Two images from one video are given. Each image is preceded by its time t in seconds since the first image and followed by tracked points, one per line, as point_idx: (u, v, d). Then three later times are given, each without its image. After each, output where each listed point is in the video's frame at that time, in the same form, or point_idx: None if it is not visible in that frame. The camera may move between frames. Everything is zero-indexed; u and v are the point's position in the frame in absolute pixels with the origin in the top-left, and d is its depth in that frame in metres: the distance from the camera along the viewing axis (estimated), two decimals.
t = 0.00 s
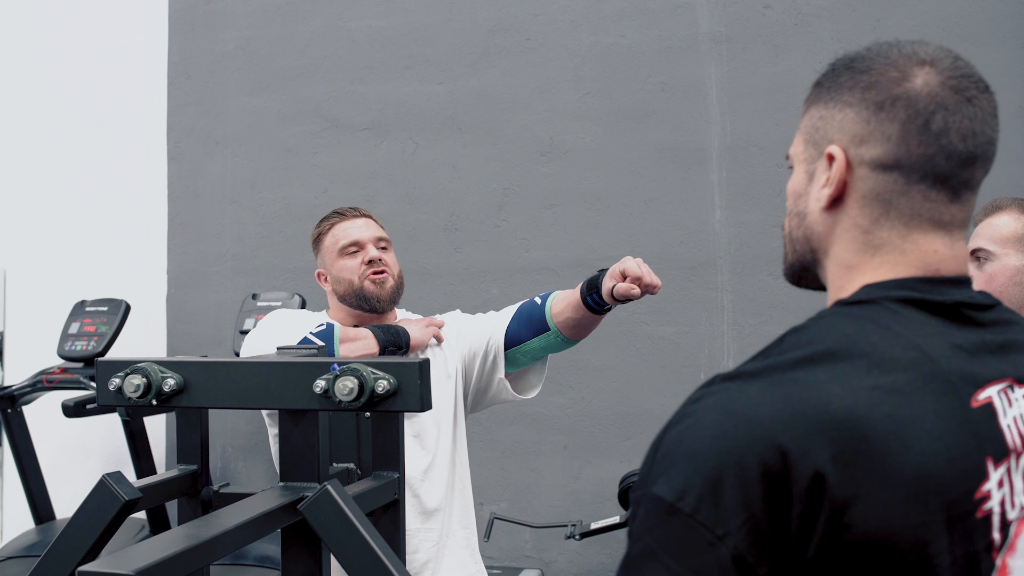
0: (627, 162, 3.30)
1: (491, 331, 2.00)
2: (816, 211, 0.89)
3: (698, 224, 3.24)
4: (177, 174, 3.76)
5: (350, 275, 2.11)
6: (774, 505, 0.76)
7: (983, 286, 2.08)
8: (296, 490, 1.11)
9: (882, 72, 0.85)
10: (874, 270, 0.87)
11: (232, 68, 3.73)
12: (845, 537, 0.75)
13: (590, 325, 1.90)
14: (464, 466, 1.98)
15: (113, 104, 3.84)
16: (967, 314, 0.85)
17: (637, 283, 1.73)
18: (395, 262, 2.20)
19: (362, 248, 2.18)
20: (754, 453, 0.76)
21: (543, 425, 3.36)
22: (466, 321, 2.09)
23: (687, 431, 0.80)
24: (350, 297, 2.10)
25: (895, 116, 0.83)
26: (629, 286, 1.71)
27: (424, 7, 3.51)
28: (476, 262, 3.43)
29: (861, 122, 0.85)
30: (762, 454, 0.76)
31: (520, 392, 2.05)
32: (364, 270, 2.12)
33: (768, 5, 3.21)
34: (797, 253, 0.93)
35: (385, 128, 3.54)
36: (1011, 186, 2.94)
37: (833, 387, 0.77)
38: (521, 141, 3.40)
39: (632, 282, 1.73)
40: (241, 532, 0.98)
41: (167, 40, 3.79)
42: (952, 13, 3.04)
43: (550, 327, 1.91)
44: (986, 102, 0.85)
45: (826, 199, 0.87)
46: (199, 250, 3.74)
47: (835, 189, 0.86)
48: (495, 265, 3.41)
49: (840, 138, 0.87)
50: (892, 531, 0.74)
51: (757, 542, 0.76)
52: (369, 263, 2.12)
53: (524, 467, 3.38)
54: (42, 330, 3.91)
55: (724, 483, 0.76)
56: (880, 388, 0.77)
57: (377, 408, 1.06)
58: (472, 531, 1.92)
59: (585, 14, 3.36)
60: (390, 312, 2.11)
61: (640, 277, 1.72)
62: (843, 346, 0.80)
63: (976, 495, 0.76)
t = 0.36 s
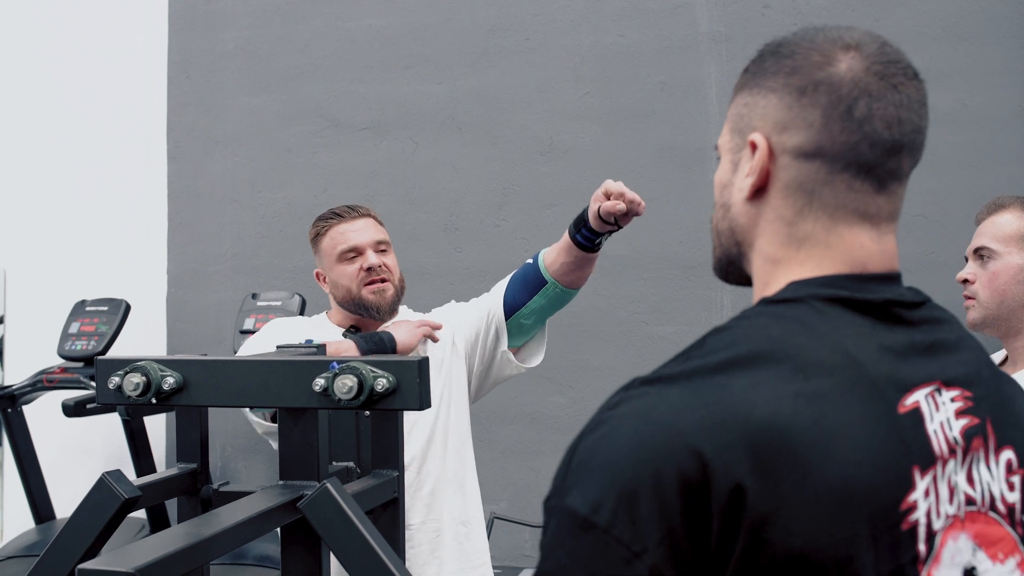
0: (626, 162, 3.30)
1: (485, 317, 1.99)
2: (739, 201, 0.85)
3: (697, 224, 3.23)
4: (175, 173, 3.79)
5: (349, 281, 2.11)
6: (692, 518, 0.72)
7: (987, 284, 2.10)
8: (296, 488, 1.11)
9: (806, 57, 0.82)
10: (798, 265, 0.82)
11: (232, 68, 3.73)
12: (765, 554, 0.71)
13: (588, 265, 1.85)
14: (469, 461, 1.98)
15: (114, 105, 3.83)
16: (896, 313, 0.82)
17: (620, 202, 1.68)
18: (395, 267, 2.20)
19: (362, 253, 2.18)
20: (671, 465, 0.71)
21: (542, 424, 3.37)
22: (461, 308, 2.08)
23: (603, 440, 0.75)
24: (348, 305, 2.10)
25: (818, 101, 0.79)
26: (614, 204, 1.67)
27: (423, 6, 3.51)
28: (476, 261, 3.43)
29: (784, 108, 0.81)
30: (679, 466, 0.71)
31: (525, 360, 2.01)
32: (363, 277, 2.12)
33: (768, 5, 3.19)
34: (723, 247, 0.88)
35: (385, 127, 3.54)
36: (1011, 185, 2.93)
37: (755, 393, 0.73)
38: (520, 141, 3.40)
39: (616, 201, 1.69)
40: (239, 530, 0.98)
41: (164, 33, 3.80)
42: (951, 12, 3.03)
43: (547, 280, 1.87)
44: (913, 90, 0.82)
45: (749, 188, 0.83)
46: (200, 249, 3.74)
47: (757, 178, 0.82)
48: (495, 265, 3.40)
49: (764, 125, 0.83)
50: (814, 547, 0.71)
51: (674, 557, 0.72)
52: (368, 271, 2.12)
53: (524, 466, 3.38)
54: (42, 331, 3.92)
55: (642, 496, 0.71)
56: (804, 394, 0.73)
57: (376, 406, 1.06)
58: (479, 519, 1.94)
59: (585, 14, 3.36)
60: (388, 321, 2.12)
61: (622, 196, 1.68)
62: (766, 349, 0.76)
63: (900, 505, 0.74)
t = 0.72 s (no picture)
0: (627, 162, 3.30)
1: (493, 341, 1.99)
2: (688, 204, 0.81)
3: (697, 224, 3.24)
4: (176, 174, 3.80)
5: (371, 275, 2.12)
6: (614, 540, 0.68)
7: (988, 285, 2.10)
8: (299, 488, 1.12)
9: (750, 52, 0.77)
10: (747, 270, 0.78)
11: (234, 68, 3.72)
12: None
13: (594, 335, 1.83)
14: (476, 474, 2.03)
15: (115, 105, 3.83)
16: (846, 319, 0.77)
17: (632, 293, 1.68)
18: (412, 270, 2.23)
19: (385, 250, 2.20)
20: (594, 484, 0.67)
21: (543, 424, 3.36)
22: (475, 323, 2.08)
23: (529, 455, 0.70)
24: (365, 300, 2.09)
25: (761, 99, 0.75)
26: (625, 297, 1.66)
27: (425, 6, 3.51)
28: (477, 261, 3.43)
29: (727, 107, 0.76)
30: (602, 485, 0.67)
31: (521, 400, 2.01)
32: (386, 274, 2.14)
33: (770, 5, 3.19)
34: (675, 251, 0.84)
35: (386, 127, 3.54)
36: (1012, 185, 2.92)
37: (684, 409, 0.69)
38: (521, 140, 3.40)
39: (628, 292, 1.68)
40: (243, 530, 0.99)
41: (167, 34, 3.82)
42: (951, 11, 3.03)
43: (553, 337, 1.86)
44: (865, 85, 0.77)
45: (696, 192, 0.79)
46: (202, 249, 3.74)
47: (704, 180, 0.78)
48: (496, 265, 3.40)
49: (709, 124, 0.78)
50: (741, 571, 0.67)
51: None
52: (392, 269, 2.15)
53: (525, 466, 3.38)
54: (43, 331, 3.92)
55: (563, 518, 0.67)
56: (738, 410, 0.69)
57: (381, 405, 1.07)
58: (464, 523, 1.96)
59: (587, 13, 3.36)
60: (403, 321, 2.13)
61: (635, 289, 1.67)
62: (703, 360, 0.72)
63: (839, 524, 0.69)
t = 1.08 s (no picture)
0: (632, 160, 3.29)
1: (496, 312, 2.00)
2: (688, 198, 0.80)
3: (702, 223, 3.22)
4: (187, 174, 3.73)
5: (388, 281, 2.10)
6: (591, 540, 0.68)
7: (996, 279, 2.09)
8: (305, 486, 1.11)
9: (751, 44, 0.76)
10: (744, 267, 0.77)
11: (239, 67, 3.72)
12: None
13: (599, 254, 1.75)
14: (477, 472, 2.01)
15: (121, 104, 3.83)
16: (845, 318, 0.75)
17: (631, 187, 1.53)
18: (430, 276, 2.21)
19: (404, 256, 2.18)
20: (571, 484, 0.67)
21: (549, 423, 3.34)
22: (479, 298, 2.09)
23: (510, 453, 0.70)
24: (380, 306, 2.08)
25: (760, 91, 0.73)
26: (626, 189, 1.52)
27: (430, 4, 3.50)
28: (481, 260, 3.41)
29: (727, 99, 0.75)
30: (580, 485, 0.66)
31: (534, 352, 2.03)
32: (403, 281, 2.12)
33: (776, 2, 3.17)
34: (678, 245, 0.83)
35: (392, 125, 3.53)
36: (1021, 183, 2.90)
37: (664, 409, 0.68)
38: (526, 138, 3.39)
39: (627, 186, 1.54)
40: (248, 529, 0.98)
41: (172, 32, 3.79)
42: (958, 8, 3.01)
43: (559, 271, 1.80)
44: (870, 77, 0.74)
45: (695, 186, 0.78)
46: (206, 247, 3.73)
47: (702, 174, 0.77)
48: (501, 263, 3.39)
49: (709, 117, 0.77)
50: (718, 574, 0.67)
51: None
52: (409, 277, 2.13)
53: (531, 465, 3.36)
54: (49, 330, 3.92)
55: (539, 516, 0.67)
56: (720, 411, 0.69)
57: (388, 402, 1.07)
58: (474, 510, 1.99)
59: (593, 11, 3.34)
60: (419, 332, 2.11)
61: (633, 181, 1.52)
62: (691, 360, 0.71)
63: (826, 529, 0.68)
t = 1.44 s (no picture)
0: (639, 159, 3.28)
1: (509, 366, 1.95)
2: (712, 195, 0.80)
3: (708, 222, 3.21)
4: (188, 172, 3.76)
5: (383, 277, 2.10)
6: (620, 539, 0.68)
7: (1005, 280, 2.07)
8: (311, 486, 1.11)
9: (773, 39, 0.75)
10: (768, 264, 0.76)
11: (244, 66, 3.71)
12: None
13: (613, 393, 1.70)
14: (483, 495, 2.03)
15: (125, 103, 3.83)
16: (874, 313, 0.73)
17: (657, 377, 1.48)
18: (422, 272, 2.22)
19: (396, 252, 2.18)
20: (597, 486, 0.66)
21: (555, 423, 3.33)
22: (504, 343, 2.03)
23: (538, 455, 0.70)
24: (376, 302, 2.08)
25: (782, 88, 0.73)
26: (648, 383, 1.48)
27: (434, 3, 3.50)
28: (487, 259, 3.40)
29: (748, 96, 0.75)
30: (606, 487, 0.66)
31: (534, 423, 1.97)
32: (398, 277, 2.12)
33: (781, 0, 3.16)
34: (704, 241, 0.83)
35: (397, 124, 3.53)
36: None
37: (690, 410, 0.67)
38: (532, 137, 3.38)
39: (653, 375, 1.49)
40: (253, 530, 0.97)
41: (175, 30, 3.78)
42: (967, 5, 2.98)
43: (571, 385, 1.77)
44: (894, 70, 0.73)
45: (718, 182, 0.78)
46: (211, 247, 3.73)
47: (724, 171, 0.77)
48: (507, 263, 3.38)
49: (731, 114, 0.77)
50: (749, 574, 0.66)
51: None
52: (403, 273, 2.13)
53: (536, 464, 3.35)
54: (55, 329, 3.93)
55: (569, 519, 0.67)
56: (747, 410, 0.67)
57: (393, 402, 1.06)
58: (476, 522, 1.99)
59: (598, 10, 3.33)
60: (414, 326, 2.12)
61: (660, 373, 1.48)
62: (715, 358, 0.70)
63: (856, 527, 0.67)
